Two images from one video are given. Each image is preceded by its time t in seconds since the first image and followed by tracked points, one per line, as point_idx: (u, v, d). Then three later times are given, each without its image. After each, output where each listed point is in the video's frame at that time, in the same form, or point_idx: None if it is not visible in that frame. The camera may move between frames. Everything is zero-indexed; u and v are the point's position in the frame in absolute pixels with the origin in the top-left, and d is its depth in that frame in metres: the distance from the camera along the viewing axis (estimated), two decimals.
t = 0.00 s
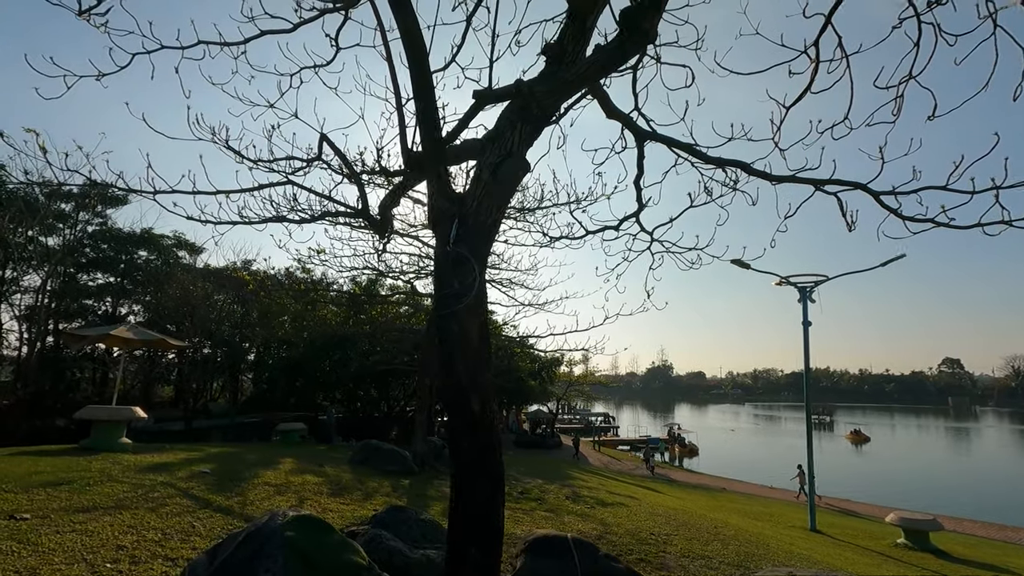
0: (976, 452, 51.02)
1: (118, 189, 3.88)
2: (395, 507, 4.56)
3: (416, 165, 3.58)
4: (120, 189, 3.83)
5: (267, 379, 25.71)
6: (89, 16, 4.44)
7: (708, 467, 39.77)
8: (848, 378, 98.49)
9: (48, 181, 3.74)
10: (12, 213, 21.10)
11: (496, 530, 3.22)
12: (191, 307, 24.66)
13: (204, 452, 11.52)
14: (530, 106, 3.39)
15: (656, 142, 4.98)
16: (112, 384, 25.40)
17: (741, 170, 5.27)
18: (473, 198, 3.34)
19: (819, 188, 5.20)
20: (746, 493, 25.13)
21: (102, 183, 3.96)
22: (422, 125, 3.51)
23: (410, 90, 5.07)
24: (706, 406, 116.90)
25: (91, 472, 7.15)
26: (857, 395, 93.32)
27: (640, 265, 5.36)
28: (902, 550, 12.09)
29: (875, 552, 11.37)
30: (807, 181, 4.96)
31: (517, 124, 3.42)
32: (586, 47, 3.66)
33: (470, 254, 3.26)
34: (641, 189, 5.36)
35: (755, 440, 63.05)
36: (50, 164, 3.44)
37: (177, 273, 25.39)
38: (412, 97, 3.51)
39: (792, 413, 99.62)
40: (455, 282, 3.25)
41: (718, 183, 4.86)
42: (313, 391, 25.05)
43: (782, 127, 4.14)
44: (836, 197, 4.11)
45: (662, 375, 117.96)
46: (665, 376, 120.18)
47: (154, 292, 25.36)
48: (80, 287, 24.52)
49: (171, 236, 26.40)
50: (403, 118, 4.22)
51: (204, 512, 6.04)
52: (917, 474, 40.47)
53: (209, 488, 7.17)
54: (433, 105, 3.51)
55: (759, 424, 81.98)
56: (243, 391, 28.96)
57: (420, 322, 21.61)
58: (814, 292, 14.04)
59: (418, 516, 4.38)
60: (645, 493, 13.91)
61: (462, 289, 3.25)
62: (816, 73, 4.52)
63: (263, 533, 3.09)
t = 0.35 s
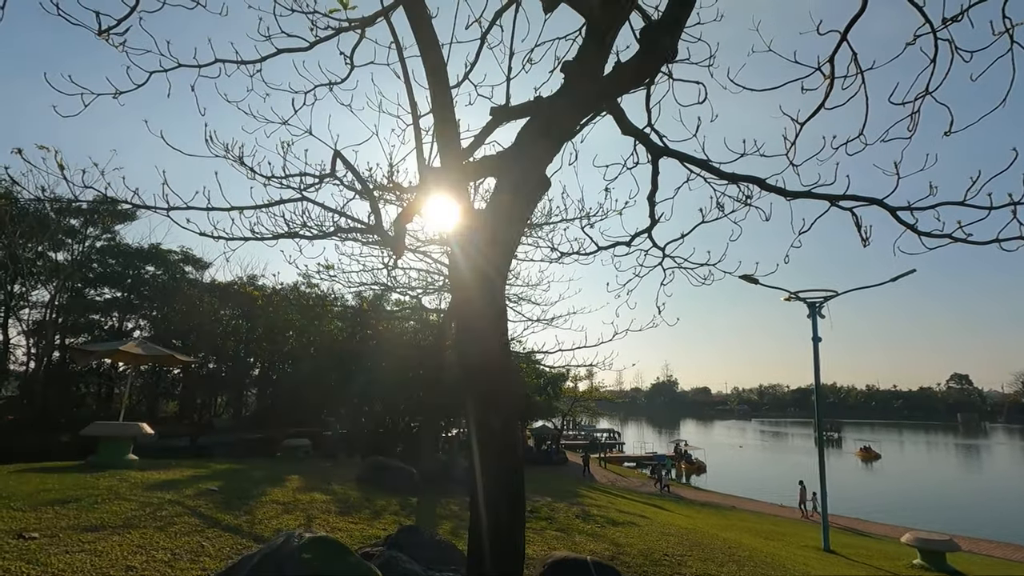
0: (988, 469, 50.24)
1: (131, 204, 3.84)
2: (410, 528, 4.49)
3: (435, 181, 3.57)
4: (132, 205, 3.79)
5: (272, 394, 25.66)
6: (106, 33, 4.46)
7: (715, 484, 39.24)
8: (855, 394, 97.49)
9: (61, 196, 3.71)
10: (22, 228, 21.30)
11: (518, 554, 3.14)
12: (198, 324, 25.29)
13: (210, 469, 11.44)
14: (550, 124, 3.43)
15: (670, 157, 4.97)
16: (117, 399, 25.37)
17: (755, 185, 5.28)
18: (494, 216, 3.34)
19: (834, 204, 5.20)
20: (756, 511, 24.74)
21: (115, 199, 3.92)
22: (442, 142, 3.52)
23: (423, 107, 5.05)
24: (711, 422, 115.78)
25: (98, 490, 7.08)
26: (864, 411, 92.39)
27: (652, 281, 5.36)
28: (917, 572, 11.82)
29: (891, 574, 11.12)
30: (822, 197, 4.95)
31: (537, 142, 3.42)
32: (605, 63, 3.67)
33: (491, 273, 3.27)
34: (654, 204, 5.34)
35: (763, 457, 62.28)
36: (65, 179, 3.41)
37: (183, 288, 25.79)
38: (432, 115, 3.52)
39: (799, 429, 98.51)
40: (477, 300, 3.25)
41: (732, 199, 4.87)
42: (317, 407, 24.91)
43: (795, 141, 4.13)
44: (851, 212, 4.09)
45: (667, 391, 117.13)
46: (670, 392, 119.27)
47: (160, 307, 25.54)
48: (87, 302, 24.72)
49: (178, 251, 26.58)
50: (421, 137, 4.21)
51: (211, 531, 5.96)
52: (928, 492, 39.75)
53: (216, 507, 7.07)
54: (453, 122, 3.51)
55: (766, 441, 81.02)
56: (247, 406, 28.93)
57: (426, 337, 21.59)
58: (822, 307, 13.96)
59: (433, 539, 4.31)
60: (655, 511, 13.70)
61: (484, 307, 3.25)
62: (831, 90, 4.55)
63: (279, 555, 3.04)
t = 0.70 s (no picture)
0: (994, 479, 49.87)
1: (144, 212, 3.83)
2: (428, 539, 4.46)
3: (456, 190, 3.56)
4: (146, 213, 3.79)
5: (274, 403, 25.58)
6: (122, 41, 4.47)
7: (720, 494, 38.95)
8: (859, 402, 97.02)
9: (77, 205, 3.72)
10: (28, 236, 21.37)
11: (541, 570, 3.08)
12: (200, 331, 25.36)
13: (216, 478, 11.38)
14: (572, 133, 3.41)
15: (686, 166, 4.95)
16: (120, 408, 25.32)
17: (767, 194, 5.29)
18: (515, 226, 3.32)
19: (848, 213, 5.19)
20: (762, 521, 24.55)
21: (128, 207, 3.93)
22: (462, 150, 3.51)
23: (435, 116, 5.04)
24: (714, 430, 115.15)
25: (106, 500, 7.01)
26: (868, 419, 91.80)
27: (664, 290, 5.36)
28: None
29: None
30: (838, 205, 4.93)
31: (558, 151, 3.40)
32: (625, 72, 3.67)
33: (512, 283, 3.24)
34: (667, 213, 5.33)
35: (767, 465, 61.85)
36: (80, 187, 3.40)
37: (187, 296, 25.94)
38: (453, 125, 3.52)
39: (803, 438, 97.90)
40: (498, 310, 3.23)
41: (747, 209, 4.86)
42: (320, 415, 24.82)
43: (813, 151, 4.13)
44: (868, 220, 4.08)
45: (669, 399, 116.59)
46: (672, 400, 118.74)
47: (164, 315, 25.58)
48: (91, 311, 24.73)
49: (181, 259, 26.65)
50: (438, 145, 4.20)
51: (222, 542, 5.91)
52: (934, 501, 39.41)
53: (225, 517, 7.01)
54: (473, 132, 3.51)
55: (769, 449, 80.49)
56: (249, 414, 28.85)
57: (430, 345, 21.52)
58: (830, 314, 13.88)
59: (451, 550, 4.27)
60: (663, 521, 13.59)
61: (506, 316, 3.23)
62: (846, 99, 4.57)
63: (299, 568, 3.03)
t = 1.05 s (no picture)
0: (992, 482, 49.97)
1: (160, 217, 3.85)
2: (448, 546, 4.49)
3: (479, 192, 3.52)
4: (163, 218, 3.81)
5: (274, 406, 25.52)
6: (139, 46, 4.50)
7: (721, 498, 38.92)
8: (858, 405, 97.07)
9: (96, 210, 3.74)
10: (30, 239, 21.35)
11: None
12: (200, 334, 25.36)
13: (221, 482, 11.34)
14: (596, 137, 3.39)
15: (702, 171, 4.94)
16: (121, 412, 25.24)
17: (782, 199, 5.32)
18: (540, 228, 3.28)
19: (864, 217, 5.20)
20: (764, 525, 24.54)
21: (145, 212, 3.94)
22: (485, 155, 3.50)
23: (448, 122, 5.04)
24: (714, 434, 115.07)
25: (114, 505, 6.97)
26: (867, 423, 91.84)
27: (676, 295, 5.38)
28: None
29: None
30: (854, 210, 4.93)
31: (583, 156, 3.38)
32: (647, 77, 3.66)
33: (539, 286, 3.21)
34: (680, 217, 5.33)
35: (766, 469, 61.81)
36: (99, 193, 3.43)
37: (187, 299, 26.02)
38: (476, 129, 3.50)
39: (802, 442, 97.84)
40: (526, 314, 3.19)
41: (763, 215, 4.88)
42: (322, 419, 24.78)
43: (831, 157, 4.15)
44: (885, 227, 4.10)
45: (668, 402, 116.50)
46: (672, 403, 118.66)
47: (166, 319, 25.61)
48: (92, 314, 24.66)
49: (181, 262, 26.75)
50: (456, 152, 4.23)
51: (234, 547, 5.88)
52: (935, 505, 39.43)
53: (234, 523, 6.96)
54: (497, 136, 3.49)
55: (769, 453, 80.42)
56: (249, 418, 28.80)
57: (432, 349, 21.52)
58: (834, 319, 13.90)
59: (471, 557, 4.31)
60: (667, 526, 13.57)
61: (533, 319, 3.18)
62: (863, 104, 4.62)
63: None
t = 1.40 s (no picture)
0: (1003, 483, 49.56)
1: (184, 220, 3.89)
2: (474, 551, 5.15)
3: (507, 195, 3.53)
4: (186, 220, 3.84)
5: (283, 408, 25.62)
6: (163, 51, 4.55)
7: (729, 500, 38.76)
8: (866, 407, 96.42)
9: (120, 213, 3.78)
10: (42, 242, 21.51)
11: None
12: (209, 336, 25.61)
13: (234, 483, 11.41)
14: (624, 140, 3.40)
15: (723, 173, 4.95)
16: (131, 413, 25.40)
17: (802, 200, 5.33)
18: (569, 233, 3.29)
19: (885, 219, 5.21)
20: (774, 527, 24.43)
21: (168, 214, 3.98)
22: (513, 159, 3.51)
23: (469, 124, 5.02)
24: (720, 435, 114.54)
25: (134, 507, 7.02)
26: (875, 424, 91.32)
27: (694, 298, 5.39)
28: None
29: None
30: (875, 211, 4.94)
31: (611, 159, 3.39)
32: (674, 80, 3.67)
33: (569, 290, 3.23)
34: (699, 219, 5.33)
35: (774, 470, 61.48)
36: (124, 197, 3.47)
37: (196, 301, 26.22)
38: (504, 133, 3.51)
39: (810, 443, 97.29)
40: (556, 317, 3.21)
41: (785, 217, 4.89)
42: (330, 420, 24.87)
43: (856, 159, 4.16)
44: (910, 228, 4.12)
45: (674, 403, 116.05)
46: (678, 404, 118.24)
47: (176, 320, 25.80)
48: (103, 316, 24.81)
49: (190, 265, 26.99)
50: (479, 155, 4.24)
51: (254, 550, 5.91)
52: (945, 507, 39.14)
53: (252, 524, 7.00)
54: (525, 140, 3.51)
55: (776, 454, 79.99)
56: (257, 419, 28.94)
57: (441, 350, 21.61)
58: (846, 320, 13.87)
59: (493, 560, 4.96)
60: (679, 528, 13.54)
61: (563, 323, 3.20)
62: (886, 105, 4.63)
63: None
